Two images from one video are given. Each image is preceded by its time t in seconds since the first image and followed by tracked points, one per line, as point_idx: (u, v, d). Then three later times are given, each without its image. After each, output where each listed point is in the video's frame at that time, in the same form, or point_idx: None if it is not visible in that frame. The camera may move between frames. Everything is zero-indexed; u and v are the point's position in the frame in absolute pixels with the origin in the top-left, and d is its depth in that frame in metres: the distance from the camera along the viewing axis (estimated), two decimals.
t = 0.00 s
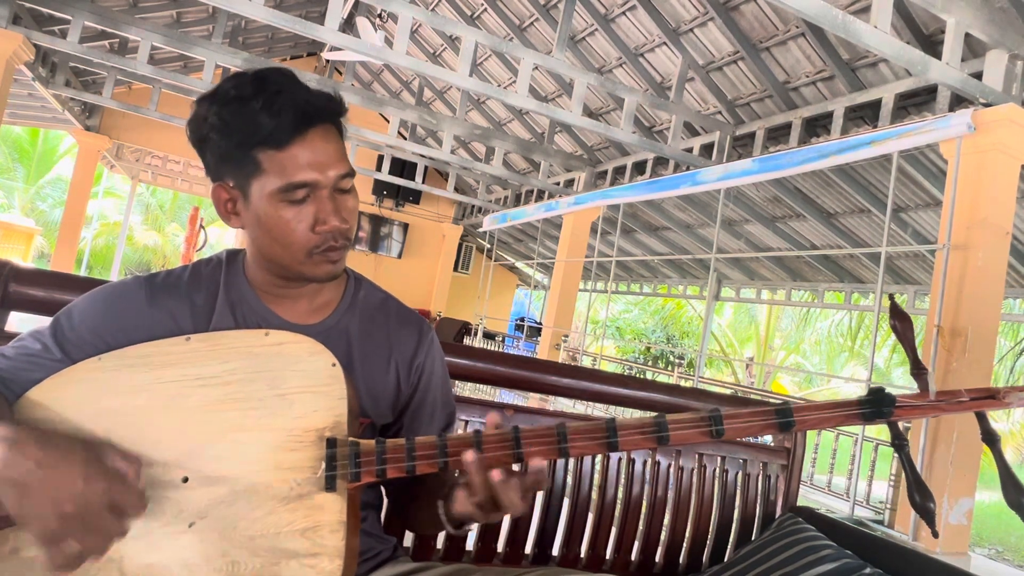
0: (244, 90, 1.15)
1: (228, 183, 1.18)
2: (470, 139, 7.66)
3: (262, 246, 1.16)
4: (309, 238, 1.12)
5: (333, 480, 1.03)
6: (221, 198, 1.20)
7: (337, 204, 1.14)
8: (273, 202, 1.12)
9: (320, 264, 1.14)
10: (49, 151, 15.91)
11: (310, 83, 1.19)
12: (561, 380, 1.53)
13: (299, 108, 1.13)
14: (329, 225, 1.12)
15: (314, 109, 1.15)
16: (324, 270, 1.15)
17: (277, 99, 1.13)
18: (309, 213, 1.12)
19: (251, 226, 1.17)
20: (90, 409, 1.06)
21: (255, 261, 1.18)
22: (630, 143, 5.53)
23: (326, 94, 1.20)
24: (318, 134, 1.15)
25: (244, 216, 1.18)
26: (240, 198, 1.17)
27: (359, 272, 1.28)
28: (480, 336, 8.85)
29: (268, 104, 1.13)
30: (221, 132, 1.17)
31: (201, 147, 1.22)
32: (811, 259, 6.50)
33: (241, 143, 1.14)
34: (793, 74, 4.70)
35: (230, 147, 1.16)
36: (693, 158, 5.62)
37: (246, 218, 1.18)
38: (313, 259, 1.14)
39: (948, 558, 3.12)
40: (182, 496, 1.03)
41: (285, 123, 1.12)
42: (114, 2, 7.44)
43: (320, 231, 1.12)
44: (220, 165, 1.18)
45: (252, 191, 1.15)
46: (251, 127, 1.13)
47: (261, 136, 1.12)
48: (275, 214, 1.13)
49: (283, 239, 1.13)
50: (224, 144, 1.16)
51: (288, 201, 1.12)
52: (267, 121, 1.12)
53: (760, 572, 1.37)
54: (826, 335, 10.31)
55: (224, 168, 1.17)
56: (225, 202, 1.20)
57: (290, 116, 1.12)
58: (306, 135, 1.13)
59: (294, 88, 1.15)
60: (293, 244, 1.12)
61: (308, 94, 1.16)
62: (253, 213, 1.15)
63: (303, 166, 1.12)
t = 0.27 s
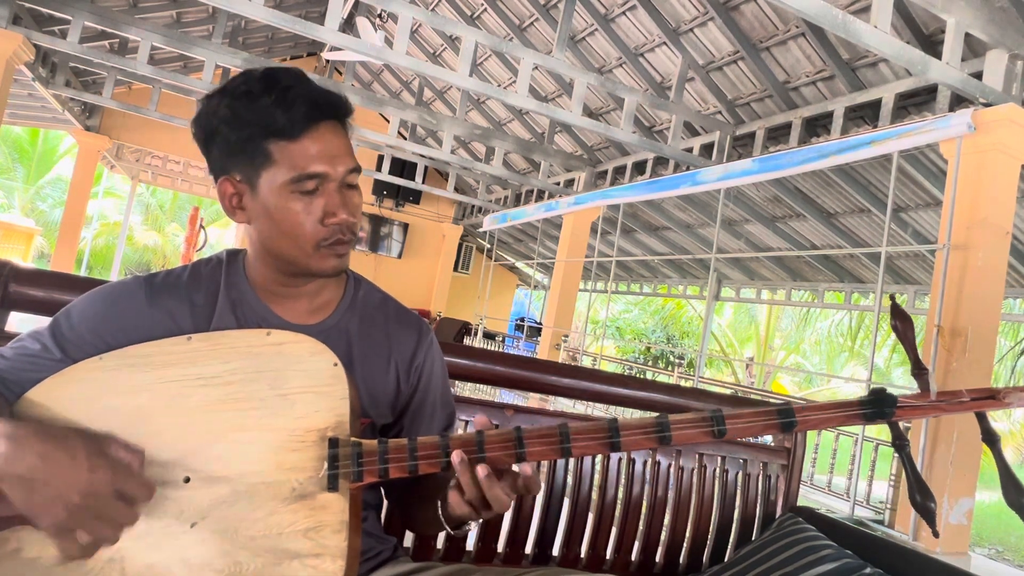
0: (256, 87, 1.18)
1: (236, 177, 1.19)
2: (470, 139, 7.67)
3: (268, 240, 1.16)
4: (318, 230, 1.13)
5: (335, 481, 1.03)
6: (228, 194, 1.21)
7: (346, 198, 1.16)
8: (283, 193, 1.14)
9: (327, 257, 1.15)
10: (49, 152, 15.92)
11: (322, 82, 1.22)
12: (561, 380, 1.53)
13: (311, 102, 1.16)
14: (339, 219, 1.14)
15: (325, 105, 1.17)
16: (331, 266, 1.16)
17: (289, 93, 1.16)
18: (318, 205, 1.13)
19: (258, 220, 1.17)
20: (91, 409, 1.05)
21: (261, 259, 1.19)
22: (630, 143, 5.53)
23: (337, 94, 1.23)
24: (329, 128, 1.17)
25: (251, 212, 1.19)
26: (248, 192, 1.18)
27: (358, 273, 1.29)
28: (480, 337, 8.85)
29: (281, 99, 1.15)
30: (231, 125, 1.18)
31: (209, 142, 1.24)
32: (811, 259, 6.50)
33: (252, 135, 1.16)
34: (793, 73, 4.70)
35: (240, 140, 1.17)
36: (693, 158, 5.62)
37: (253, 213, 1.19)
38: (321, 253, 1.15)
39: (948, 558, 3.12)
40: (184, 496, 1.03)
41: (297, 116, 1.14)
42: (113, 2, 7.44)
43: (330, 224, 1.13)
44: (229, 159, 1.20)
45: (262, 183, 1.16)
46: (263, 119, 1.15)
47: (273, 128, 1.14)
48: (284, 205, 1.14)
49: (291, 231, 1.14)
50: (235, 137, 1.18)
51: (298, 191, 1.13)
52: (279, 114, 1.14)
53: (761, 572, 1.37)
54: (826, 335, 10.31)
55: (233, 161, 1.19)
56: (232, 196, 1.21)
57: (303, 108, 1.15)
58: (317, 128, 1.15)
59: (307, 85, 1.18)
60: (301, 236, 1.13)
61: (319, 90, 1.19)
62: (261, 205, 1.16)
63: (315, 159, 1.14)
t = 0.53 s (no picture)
0: (256, 85, 1.19)
1: (237, 174, 1.20)
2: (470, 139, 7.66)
3: (270, 237, 1.16)
4: (320, 226, 1.13)
5: (336, 483, 1.03)
6: (228, 191, 1.21)
7: (348, 195, 1.16)
8: (285, 189, 1.14)
9: (329, 253, 1.15)
10: (49, 151, 15.92)
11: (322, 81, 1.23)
12: (562, 379, 1.53)
13: (312, 99, 1.16)
14: (340, 214, 1.14)
15: (327, 103, 1.18)
16: (331, 263, 1.16)
17: (291, 90, 1.16)
18: (320, 201, 1.13)
19: (259, 217, 1.18)
20: (91, 409, 1.05)
21: (261, 259, 1.19)
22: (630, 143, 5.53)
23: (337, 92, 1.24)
24: (331, 125, 1.18)
25: (251, 210, 1.19)
26: (249, 189, 1.18)
27: (358, 273, 1.29)
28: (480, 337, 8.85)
29: (283, 97, 1.16)
30: (233, 123, 1.19)
31: (209, 140, 1.24)
32: (811, 259, 6.50)
33: (253, 132, 1.16)
34: (792, 73, 4.70)
35: (241, 136, 1.17)
36: (693, 158, 5.62)
37: (253, 210, 1.19)
38: (322, 249, 1.15)
39: (948, 558, 3.12)
40: (184, 496, 1.03)
41: (299, 113, 1.15)
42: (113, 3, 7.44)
43: (332, 219, 1.14)
44: (230, 155, 1.20)
45: (263, 179, 1.16)
46: (265, 116, 1.15)
47: (275, 125, 1.15)
48: (286, 201, 1.14)
49: (294, 227, 1.14)
50: (236, 134, 1.18)
51: (301, 186, 1.14)
52: (281, 111, 1.15)
53: (760, 572, 1.37)
54: (826, 335, 10.31)
55: (234, 157, 1.19)
56: (232, 193, 1.21)
57: (305, 104, 1.15)
58: (319, 125, 1.16)
59: (310, 83, 1.19)
60: (303, 232, 1.14)
61: (320, 87, 1.20)
62: (262, 202, 1.16)
63: (317, 156, 1.14)
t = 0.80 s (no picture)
0: (263, 85, 1.19)
1: (243, 173, 1.20)
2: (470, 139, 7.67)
3: (276, 235, 1.16)
4: (326, 224, 1.13)
5: (337, 483, 1.04)
6: (234, 190, 1.22)
7: (355, 195, 1.17)
8: (292, 188, 1.14)
9: (335, 252, 1.15)
10: (50, 152, 15.92)
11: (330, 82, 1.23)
12: (563, 380, 1.53)
13: (320, 99, 1.17)
14: (347, 213, 1.14)
15: (335, 104, 1.19)
16: (335, 263, 1.16)
17: (298, 90, 1.17)
18: (327, 199, 1.14)
19: (264, 216, 1.18)
20: (93, 408, 1.05)
21: (265, 258, 1.19)
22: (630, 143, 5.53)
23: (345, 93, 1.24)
24: (338, 124, 1.18)
25: (257, 208, 1.19)
26: (255, 187, 1.18)
27: (361, 274, 1.28)
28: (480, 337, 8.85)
29: (290, 96, 1.16)
30: (241, 121, 1.19)
31: (216, 138, 1.24)
32: (811, 258, 6.50)
33: (261, 131, 1.16)
34: (793, 73, 4.70)
35: (249, 134, 1.17)
36: (693, 158, 5.62)
37: (259, 209, 1.19)
38: (328, 248, 1.15)
39: (948, 558, 3.12)
40: (185, 496, 1.03)
41: (307, 113, 1.15)
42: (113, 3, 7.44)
43: (338, 218, 1.14)
44: (237, 153, 1.20)
45: (270, 178, 1.16)
46: (273, 115, 1.15)
47: (283, 124, 1.15)
48: (292, 200, 1.14)
49: (300, 225, 1.14)
50: (244, 132, 1.18)
51: (308, 185, 1.14)
52: (289, 111, 1.15)
53: (761, 572, 1.37)
54: (826, 335, 10.31)
55: (241, 156, 1.19)
56: (238, 191, 1.21)
57: (312, 104, 1.16)
58: (327, 125, 1.16)
59: (318, 83, 1.19)
60: (309, 231, 1.14)
61: (328, 87, 1.20)
62: (267, 201, 1.17)
63: (323, 155, 1.15)
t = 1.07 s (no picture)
0: (267, 84, 1.19)
1: (247, 171, 1.20)
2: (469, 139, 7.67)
3: (279, 234, 1.16)
4: (330, 222, 1.13)
5: (338, 483, 1.04)
6: (237, 189, 1.22)
7: (358, 193, 1.17)
8: (296, 185, 1.14)
9: (339, 248, 1.15)
10: (50, 152, 15.93)
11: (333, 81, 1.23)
12: (563, 380, 1.53)
13: (324, 97, 1.17)
14: (352, 209, 1.14)
15: (338, 103, 1.19)
16: (337, 262, 1.16)
17: (302, 88, 1.17)
18: (332, 196, 1.14)
19: (268, 214, 1.18)
20: (92, 409, 1.05)
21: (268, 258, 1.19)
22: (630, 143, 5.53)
23: (348, 92, 1.24)
24: (341, 123, 1.18)
25: (261, 206, 1.19)
26: (260, 185, 1.18)
27: (362, 274, 1.29)
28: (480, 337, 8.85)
29: (294, 95, 1.16)
30: (245, 119, 1.18)
31: (219, 137, 1.24)
32: (811, 258, 6.50)
33: (266, 128, 1.16)
34: (793, 73, 4.70)
35: (254, 132, 1.17)
36: (693, 158, 5.62)
37: (262, 207, 1.19)
38: (332, 245, 1.15)
39: (949, 558, 3.12)
40: (185, 496, 1.03)
41: (311, 111, 1.15)
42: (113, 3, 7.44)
43: (342, 215, 1.14)
44: (241, 151, 1.20)
45: (274, 176, 1.16)
46: (278, 113, 1.15)
47: (287, 122, 1.15)
48: (296, 197, 1.14)
49: (304, 223, 1.14)
50: (250, 130, 1.18)
51: (313, 182, 1.14)
52: (294, 109, 1.15)
53: (761, 572, 1.37)
54: (826, 335, 10.32)
55: (245, 153, 1.19)
56: (242, 189, 1.21)
57: (317, 101, 1.16)
58: (331, 123, 1.16)
59: (322, 83, 1.20)
60: (313, 228, 1.14)
61: (331, 86, 1.20)
62: (271, 200, 1.17)
63: (327, 153, 1.15)
